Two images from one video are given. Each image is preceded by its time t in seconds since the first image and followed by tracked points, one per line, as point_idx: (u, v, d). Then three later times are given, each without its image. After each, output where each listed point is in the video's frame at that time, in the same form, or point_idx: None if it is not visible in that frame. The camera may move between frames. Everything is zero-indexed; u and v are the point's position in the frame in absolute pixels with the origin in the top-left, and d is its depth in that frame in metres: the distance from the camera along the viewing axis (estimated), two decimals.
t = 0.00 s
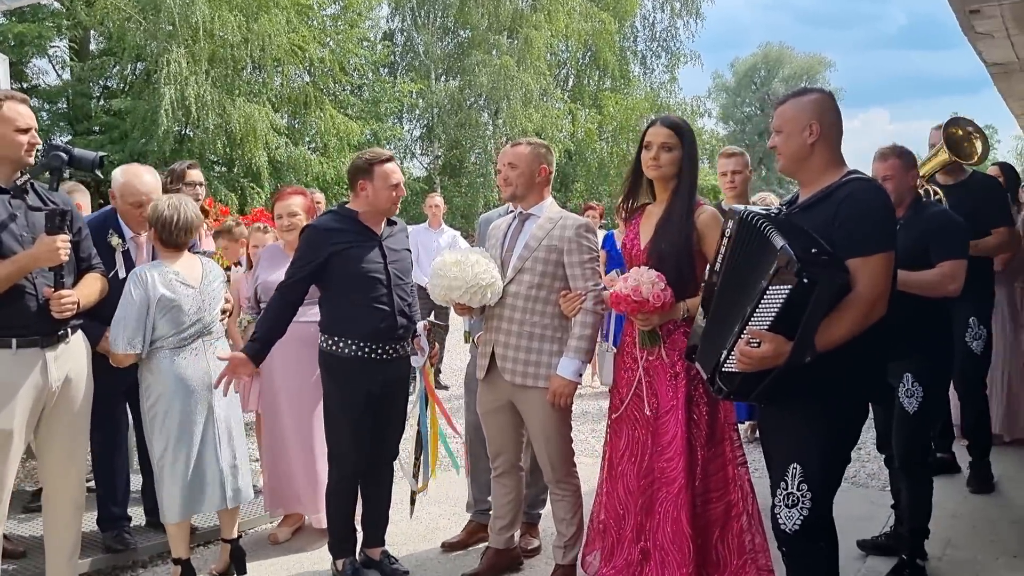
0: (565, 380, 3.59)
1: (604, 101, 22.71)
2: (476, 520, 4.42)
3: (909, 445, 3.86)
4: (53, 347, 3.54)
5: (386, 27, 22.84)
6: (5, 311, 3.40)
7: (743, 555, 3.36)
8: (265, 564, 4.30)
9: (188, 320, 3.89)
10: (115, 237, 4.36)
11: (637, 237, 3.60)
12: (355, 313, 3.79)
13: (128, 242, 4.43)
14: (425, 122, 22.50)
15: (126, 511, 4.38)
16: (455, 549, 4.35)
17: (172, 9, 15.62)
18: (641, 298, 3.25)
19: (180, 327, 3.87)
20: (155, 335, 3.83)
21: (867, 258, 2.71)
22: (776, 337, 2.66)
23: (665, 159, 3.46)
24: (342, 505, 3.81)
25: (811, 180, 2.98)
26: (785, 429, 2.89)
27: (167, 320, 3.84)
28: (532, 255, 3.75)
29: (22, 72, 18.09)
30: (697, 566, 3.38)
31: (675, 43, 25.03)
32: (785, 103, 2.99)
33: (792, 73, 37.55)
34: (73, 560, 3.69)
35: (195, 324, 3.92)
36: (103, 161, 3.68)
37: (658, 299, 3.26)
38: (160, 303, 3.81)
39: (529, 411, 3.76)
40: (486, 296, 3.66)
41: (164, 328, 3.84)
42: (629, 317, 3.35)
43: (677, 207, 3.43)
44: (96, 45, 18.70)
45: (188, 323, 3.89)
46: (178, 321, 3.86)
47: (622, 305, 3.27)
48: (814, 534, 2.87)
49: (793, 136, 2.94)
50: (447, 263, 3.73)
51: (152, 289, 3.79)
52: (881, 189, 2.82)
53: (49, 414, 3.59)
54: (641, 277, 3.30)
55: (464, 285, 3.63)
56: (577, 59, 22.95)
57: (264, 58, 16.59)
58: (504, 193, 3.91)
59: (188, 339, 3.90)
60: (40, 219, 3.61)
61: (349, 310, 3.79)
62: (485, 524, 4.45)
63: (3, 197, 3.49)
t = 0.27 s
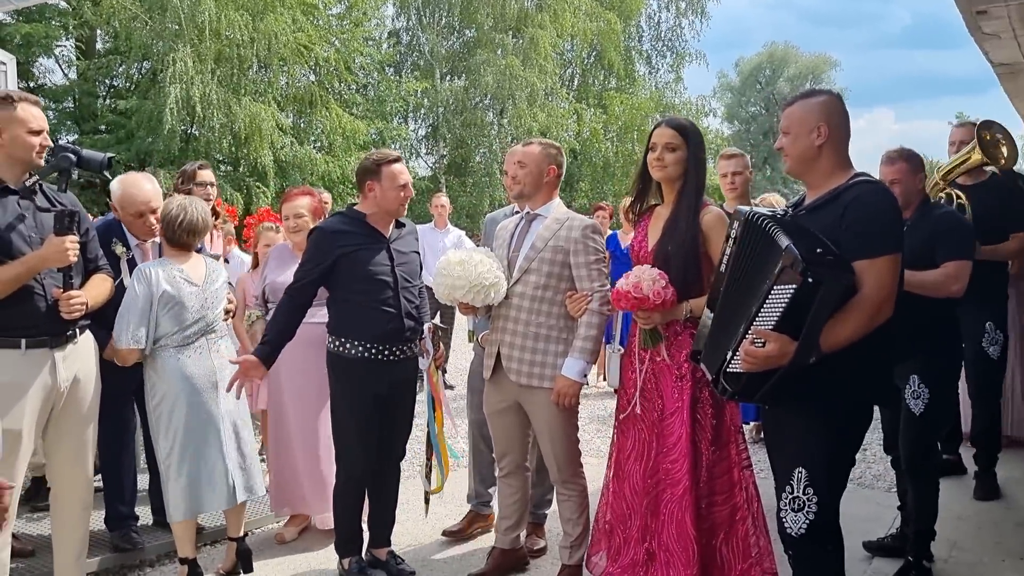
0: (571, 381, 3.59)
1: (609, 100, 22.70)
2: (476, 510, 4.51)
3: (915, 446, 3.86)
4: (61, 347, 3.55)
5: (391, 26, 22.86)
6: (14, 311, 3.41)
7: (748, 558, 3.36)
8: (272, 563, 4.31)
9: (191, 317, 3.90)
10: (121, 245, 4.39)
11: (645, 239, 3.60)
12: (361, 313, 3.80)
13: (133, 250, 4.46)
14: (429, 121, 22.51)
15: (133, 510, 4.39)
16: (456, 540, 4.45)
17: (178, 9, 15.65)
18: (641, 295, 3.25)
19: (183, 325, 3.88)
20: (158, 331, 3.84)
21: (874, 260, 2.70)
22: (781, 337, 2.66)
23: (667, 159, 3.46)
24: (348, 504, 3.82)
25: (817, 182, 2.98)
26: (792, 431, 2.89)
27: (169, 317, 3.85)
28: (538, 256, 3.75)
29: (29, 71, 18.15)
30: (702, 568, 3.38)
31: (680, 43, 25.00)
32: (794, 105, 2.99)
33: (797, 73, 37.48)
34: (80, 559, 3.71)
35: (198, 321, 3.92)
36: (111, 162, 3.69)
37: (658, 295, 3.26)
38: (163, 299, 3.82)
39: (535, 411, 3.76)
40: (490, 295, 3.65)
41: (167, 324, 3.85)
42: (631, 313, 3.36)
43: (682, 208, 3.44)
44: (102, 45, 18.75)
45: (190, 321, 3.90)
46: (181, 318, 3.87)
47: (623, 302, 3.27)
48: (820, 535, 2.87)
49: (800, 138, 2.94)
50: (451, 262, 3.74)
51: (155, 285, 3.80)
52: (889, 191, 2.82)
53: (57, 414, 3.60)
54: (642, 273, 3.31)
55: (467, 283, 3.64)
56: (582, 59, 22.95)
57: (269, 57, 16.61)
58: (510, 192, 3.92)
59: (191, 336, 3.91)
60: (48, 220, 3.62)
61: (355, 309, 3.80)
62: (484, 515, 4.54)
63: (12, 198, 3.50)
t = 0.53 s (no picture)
0: (585, 383, 3.59)
1: (620, 101, 22.68)
2: (494, 509, 4.54)
3: (929, 451, 3.83)
4: (76, 345, 3.57)
5: (403, 26, 22.90)
6: (29, 309, 3.43)
7: (761, 564, 3.34)
8: (284, 561, 4.32)
9: (207, 314, 3.92)
10: (140, 245, 4.42)
11: (661, 243, 3.62)
12: (373, 312, 3.81)
13: (153, 249, 4.48)
14: (441, 121, 22.54)
15: (146, 507, 4.41)
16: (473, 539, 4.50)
17: (192, 7, 15.71)
18: (652, 297, 3.24)
19: (198, 322, 3.90)
20: (173, 326, 3.85)
21: (888, 264, 2.69)
22: (797, 341, 2.64)
23: (666, 162, 3.47)
24: (360, 504, 3.82)
25: (831, 184, 2.97)
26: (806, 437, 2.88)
27: (185, 312, 3.86)
28: (554, 257, 3.75)
29: (43, 68, 18.26)
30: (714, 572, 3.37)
31: (693, 43, 24.96)
32: (808, 107, 2.98)
33: (809, 74, 37.35)
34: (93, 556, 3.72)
35: (213, 319, 3.95)
36: (126, 161, 3.71)
37: (669, 298, 3.26)
38: (180, 295, 3.83)
39: (548, 413, 3.76)
40: (507, 295, 3.66)
41: (182, 320, 3.86)
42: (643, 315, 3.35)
43: (693, 211, 3.39)
44: (116, 43, 18.87)
45: (206, 317, 3.92)
46: (196, 315, 3.89)
47: (634, 303, 3.27)
48: (834, 541, 2.86)
49: (813, 140, 2.93)
50: (468, 260, 3.74)
51: (172, 280, 3.81)
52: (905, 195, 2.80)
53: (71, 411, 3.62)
54: (653, 275, 3.31)
55: (485, 282, 3.63)
56: (594, 59, 22.94)
57: (282, 56, 16.67)
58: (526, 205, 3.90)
59: (205, 334, 3.93)
60: (64, 218, 3.64)
61: (368, 310, 3.81)
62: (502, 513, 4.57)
63: (27, 196, 3.52)
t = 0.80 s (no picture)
0: (602, 386, 3.57)
1: (636, 103, 22.64)
2: (506, 511, 4.54)
3: (946, 457, 3.80)
4: (92, 343, 3.59)
5: (420, 27, 22.96)
6: (46, 307, 3.46)
7: (774, 571, 3.30)
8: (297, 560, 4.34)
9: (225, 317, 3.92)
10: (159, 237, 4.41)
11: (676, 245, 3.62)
12: (389, 312, 3.81)
13: (172, 242, 4.49)
14: (456, 122, 22.57)
15: (160, 505, 4.43)
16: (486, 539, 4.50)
17: (211, 7, 15.81)
18: (669, 310, 3.23)
19: (216, 324, 3.91)
20: (192, 328, 3.87)
21: (906, 268, 2.66)
22: (813, 343, 2.62)
23: (676, 168, 3.48)
24: (374, 503, 3.83)
25: (848, 187, 2.94)
26: (823, 442, 2.85)
27: (204, 314, 3.87)
28: (570, 260, 3.74)
29: (63, 67, 18.42)
30: None
31: (709, 46, 24.88)
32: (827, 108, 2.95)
33: (826, 77, 37.15)
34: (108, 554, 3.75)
35: (232, 321, 3.95)
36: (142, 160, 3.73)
37: (686, 311, 3.24)
38: (198, 297, 3.84)
39: (563, 415, 3.75)
40: (523, 299, 3.65)
41: (200, 322, 3.87)
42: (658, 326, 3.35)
43: (704, 215, 3.37)
44: (135, 42, 19.01)
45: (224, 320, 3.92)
46: (215, 317, 3.89)
47: (651, 317, 3.26)
48: (852, 548, 2.84)
49: (832, 142, 2.90)
50: (485, 263, 3.74)
51: (191, 282, 3.83)
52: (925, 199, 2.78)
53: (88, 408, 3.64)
54: (670, 288, 3.28)
55: (501, 286, 3.64)
56: (610, 61, 22.91)
57: (299, 56, 16.75)
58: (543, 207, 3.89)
59: (223, 336, 3.93)
60: (80, 217, 3.66)
61: (384, 309, 3.82)
62: (515, 515, 4.57)
63: (45, 195, 3.55)
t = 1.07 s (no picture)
0: (625, 384, 3.56)
1: (657, 102, 22.56)
2: (527, 509, 4.55)
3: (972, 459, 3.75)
4: (117, 339, 3.63)
5: (441, 26, 22.99)
6: (71, 303, 3.50)
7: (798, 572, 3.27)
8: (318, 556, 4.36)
9: (237, 317, 3.92)
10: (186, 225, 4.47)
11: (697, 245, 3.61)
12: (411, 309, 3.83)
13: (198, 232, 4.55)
14: (477, 121, 22.59)
15: (183, 499, 4.47)
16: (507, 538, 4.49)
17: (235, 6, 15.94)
18: (688, 309, 3.23)
19: (229, 323, 3.92)
20: (207, 327, 3.93)
21: (934, 264, 2.64)
22: (829, 326, 2.62)
23: (696, 169, 3.48)
24: (396, 500, 3.84)
25: (885, 186, 2.91)
26: (845, 443, 2.83)
27: (216, 314, 3.91)
28: (593, 258, 3.73)
29: (89, 66, 18.62)
30: None
31: (731, 44, 24.74)
32: (866, 103, 2.88)
33: (849, 76, 36.81)
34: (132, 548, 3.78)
35: (246, 322, 3.94)
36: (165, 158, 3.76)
37: (705, 312, 3.23)
38: (209, 297, 3.89)
39: (586, 414, 3.74)
40: (547, 298, 3.65)
41: (213, 321, 3.92)
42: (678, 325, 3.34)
43: (728, 214, 3.35)
44: (159, 42, 19.18)
45: (236, 320, 3.92)
46: (226, 317, 3.91)
47: (670, 314, 3.26)
48: (875, 549, 2.81)
49: (880, 138, 2.84)
50: (509, 263, 3.73)
51: (202, 283, 3.90)
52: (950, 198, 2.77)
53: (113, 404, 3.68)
54: (691, 287, 3.26)
55: (525, 284, 3.63)
56: (631, 59, 22.84)
57: (322, 55, 16.84)
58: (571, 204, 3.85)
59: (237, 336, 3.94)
60: (105, 214, 3.70)
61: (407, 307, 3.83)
62: (536, 513, 4.58)
63: (70, 192, 3.59)
